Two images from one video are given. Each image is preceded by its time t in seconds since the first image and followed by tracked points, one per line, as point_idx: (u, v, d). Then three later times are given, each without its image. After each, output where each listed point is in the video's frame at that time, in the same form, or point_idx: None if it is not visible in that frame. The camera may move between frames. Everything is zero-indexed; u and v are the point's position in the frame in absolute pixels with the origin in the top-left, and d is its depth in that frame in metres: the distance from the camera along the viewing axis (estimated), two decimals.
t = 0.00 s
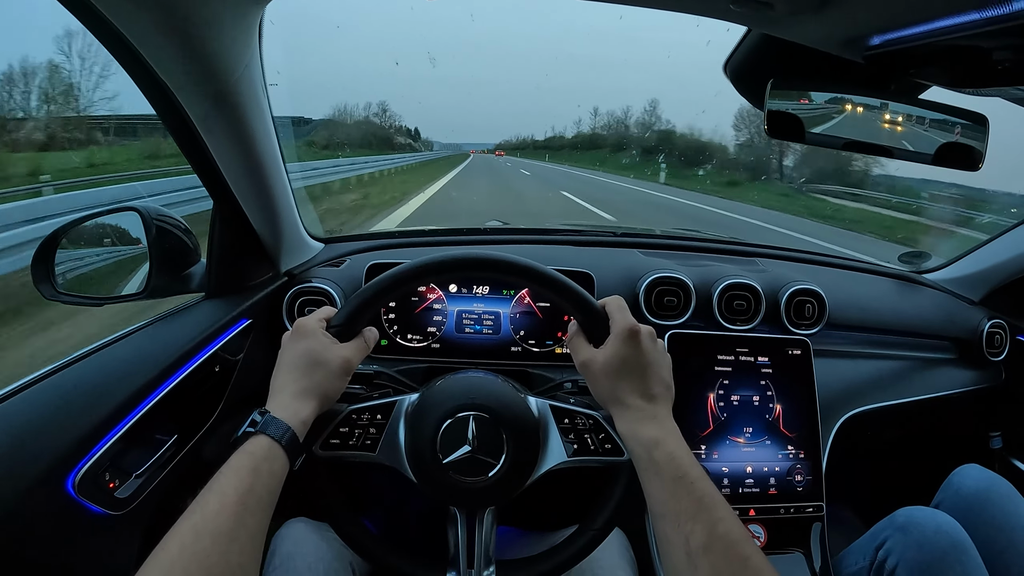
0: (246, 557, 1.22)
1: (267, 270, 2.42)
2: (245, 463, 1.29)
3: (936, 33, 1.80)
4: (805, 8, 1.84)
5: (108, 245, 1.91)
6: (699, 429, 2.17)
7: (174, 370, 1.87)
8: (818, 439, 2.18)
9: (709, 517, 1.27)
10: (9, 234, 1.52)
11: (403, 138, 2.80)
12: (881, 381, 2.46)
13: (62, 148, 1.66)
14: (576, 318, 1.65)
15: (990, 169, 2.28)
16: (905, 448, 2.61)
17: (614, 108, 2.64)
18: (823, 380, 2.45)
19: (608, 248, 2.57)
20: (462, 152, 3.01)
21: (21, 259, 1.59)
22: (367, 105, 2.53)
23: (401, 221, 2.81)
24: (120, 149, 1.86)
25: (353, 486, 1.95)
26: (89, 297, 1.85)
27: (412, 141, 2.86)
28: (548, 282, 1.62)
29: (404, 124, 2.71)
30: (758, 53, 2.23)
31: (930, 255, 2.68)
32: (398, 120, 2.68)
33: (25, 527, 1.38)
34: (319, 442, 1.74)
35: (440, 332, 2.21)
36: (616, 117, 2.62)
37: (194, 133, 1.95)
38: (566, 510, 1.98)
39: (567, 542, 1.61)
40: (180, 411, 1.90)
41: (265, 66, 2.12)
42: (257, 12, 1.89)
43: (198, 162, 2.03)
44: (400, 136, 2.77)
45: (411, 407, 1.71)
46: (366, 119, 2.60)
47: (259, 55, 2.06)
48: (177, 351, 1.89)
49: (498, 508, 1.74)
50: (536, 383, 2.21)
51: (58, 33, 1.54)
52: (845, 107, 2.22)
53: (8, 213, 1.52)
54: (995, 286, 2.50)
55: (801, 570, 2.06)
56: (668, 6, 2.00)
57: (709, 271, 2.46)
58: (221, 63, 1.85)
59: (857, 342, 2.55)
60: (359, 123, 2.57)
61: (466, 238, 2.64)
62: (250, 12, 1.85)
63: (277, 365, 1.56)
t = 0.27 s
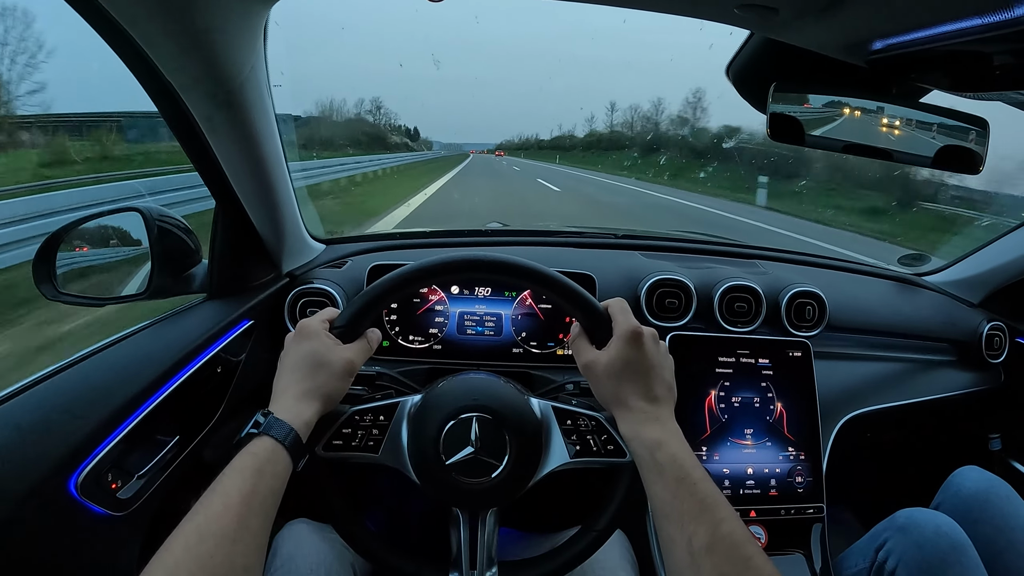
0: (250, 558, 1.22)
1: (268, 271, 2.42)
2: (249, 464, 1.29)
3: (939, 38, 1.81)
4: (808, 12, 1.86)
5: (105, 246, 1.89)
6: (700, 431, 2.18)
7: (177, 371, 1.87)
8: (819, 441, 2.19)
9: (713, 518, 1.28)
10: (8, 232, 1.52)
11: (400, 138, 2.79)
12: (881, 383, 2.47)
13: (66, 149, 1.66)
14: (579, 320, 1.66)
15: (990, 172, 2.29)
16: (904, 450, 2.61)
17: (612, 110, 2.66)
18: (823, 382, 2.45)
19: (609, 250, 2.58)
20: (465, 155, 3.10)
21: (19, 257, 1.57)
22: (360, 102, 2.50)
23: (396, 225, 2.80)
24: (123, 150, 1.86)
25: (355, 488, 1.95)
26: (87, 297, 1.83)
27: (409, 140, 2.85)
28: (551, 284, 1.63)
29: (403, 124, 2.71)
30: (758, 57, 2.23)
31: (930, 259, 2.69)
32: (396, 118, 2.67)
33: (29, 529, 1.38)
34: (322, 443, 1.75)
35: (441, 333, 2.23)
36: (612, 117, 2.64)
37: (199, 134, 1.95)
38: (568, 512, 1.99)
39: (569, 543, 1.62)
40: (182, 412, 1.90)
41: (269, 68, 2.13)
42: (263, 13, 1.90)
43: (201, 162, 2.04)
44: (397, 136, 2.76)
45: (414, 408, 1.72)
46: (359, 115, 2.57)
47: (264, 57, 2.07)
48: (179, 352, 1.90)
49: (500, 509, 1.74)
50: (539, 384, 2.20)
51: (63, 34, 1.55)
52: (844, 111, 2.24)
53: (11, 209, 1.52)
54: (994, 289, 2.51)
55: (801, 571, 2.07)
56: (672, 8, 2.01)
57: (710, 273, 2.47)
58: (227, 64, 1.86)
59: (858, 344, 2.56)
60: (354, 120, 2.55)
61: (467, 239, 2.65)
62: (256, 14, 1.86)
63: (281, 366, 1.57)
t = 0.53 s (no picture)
0: (254, 558, 1.22)
1: (272, 269, 2.41)
2: (253, 464, 1.29)
3: (947, 39, 1.80)
4: (813, 13, 1.86)
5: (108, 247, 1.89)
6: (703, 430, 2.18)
7: (179, 370, 1.86)
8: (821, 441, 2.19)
9: (717, 517, 1.28)
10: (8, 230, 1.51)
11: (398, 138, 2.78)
12: (882, 383, 2.47)
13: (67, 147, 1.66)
14: (584, 319, 1.66)
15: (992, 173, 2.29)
16: (905, 450, 2.62)
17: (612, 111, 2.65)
18: (825, 382, 2.46)
19: (612, 250, 2.58)
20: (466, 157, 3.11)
21: (21, 256, 1.56)
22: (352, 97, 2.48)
23: (397, 224, 2.79)
24: (124, 148, 1.85)
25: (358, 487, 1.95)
26: (87, 295, 1.82)
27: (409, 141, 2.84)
28: (556, 284, 1.63)
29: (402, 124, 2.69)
30: (764, 57, 2.22)
31: (931, 259, 2.69)
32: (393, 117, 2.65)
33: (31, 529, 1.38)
34: (326, 442, 1.74)
35: (444, 333, 2.22)
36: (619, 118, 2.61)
37: (202, 132, 1.95)
38: (571, 511, 1.99)
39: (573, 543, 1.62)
40: (184, 411, 1.90)
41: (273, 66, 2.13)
42: (268, 12, 1.90)
43: (205, 160, 2.03)
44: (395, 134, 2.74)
45: (418, 408, 1.72)
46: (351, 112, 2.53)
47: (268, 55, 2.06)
48: (182, 351, 1.89)
49: (504, 509, 1.74)
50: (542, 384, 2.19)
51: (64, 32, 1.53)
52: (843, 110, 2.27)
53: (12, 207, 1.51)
54: (995, 290, 2.51)
55: (803, 571, 2.07)
56: (677, 9, 2.01)
57: (713, 273, 2.47)
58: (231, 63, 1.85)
59: (859, 345, 2.56)
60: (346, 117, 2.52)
61: (469, 238, 2.66)
62: (261, 13, 1.85)
63: (285, 365, 1.57)
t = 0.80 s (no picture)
0: (260, 554, 1.23)
1: (280, 270, 2.44)
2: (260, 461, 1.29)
3: (957, 43, 1.78)
4: (824, 17, 1.86)
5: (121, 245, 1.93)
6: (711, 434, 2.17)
7: (188, 367, 1.88)
8: (829, 446, 2.18)
9: (723, 522, 1.28)
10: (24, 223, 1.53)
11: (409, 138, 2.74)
12: (891, 389, 2.45)
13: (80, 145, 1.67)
14: (592, 322, 1.66)
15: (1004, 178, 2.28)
16: (914, 456, 2.60)
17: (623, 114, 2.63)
18: (834, 387, 2.44)
19: (621, 252, 2.58)
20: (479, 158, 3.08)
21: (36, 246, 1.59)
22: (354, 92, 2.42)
23: (410, 224, 2.81)
24: (136, 146, 1.87)
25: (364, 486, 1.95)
26: (101, 292, 1.85)
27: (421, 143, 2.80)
28: (565, 286, 1.63)
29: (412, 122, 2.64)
30: (772, 62, 2.23)
31: (942, 265, 2.66)
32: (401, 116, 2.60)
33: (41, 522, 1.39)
34: (333, 441, 1.75)
35: (453, 333, 2.23)
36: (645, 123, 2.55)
37: (214, 131, 1.96)
38: (576, 513, 1.98)
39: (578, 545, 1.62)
40: (193, 408, 1.91)
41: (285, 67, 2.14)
42: (280, 12, 1.91)
43: (216, 159, 2.05)
44: (405, 134, 2.69)
45: (425, 408, 1.72)
46: (354, 109, 2.46)
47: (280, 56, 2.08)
48: (191, 348, 1.90)
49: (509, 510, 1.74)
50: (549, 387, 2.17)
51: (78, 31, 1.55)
52: (857, 114, 2.30)
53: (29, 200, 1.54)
54: (1006, 295, 2.45)
55: None
56: (688, 12, 2.01)
57: (722, 276, 2.46)
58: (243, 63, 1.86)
59: (869, 350, 2.55)
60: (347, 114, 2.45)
61: (480, 239, 2.67)
62: (273, 13, 1.87)
63: (293, 363, 1.57)
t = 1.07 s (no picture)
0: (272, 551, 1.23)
1: (300, 269, 2.45)
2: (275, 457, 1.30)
3: (977, 50, 1.79)
4: (846, 22, 1.86)
5: (142, 241, 1.94)
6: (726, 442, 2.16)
7: (205, 363, 1.90)
8: (844, 456, 2.16)
9: (736, 530, 1.28)
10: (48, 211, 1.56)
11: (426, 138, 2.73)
12: (907, 399, 2.44)
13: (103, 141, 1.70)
14: (609, 326, 1.65)
15: None
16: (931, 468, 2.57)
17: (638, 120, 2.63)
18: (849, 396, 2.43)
19: (638, 257, 2.59)
20: (499, 160, 3.07)
21: (63, 234, 1.62)
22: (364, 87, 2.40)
23: (430, 225, 2.82)
24: (160, 143, 1.90)
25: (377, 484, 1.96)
26: (120, 287, 1.86)
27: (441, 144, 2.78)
28: (582, 289, 1.63)
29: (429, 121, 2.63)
30: (795, 64, 2.23)
31: (961, 274, 2.63)
32: (415, 114, 2.59)
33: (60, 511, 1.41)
34: (348, 439, 1.76)
35: (470, 335, 2.23)
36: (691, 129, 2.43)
37: (236, 129, 2.00)
38: (588, 518, 1.98)
39: (590, 549, 1.61)
40: (209, 404, 1.92)
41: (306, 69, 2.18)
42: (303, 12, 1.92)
43: (237, 157, 2.07)
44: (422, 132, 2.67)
45: (440, 408, 1.73)
46: (362, 105, 2.45)
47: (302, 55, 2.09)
48: (209, 344, 1.92)
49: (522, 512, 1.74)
50: (566, 390, 2.16)
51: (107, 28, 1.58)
52: (876, 121, 2.28)
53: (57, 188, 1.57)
54: None
55: None
56: (709, 16, 2.01)
57: (740, 283, 2.44)
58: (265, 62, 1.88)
59: (885, 359, 2.52)
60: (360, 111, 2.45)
61: (498, 242, 2.69)
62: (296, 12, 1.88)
63: (310, 360, 1.58)
